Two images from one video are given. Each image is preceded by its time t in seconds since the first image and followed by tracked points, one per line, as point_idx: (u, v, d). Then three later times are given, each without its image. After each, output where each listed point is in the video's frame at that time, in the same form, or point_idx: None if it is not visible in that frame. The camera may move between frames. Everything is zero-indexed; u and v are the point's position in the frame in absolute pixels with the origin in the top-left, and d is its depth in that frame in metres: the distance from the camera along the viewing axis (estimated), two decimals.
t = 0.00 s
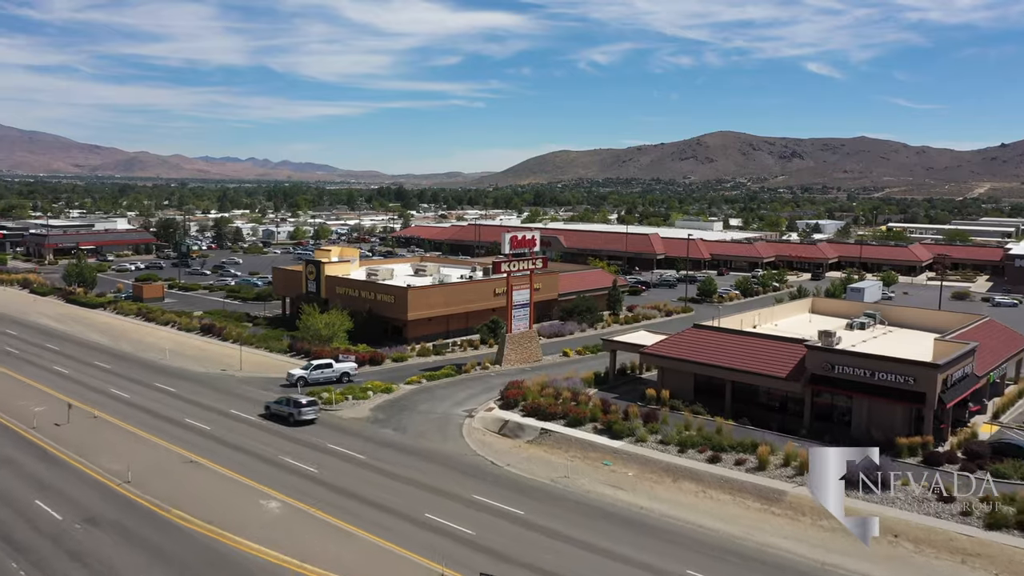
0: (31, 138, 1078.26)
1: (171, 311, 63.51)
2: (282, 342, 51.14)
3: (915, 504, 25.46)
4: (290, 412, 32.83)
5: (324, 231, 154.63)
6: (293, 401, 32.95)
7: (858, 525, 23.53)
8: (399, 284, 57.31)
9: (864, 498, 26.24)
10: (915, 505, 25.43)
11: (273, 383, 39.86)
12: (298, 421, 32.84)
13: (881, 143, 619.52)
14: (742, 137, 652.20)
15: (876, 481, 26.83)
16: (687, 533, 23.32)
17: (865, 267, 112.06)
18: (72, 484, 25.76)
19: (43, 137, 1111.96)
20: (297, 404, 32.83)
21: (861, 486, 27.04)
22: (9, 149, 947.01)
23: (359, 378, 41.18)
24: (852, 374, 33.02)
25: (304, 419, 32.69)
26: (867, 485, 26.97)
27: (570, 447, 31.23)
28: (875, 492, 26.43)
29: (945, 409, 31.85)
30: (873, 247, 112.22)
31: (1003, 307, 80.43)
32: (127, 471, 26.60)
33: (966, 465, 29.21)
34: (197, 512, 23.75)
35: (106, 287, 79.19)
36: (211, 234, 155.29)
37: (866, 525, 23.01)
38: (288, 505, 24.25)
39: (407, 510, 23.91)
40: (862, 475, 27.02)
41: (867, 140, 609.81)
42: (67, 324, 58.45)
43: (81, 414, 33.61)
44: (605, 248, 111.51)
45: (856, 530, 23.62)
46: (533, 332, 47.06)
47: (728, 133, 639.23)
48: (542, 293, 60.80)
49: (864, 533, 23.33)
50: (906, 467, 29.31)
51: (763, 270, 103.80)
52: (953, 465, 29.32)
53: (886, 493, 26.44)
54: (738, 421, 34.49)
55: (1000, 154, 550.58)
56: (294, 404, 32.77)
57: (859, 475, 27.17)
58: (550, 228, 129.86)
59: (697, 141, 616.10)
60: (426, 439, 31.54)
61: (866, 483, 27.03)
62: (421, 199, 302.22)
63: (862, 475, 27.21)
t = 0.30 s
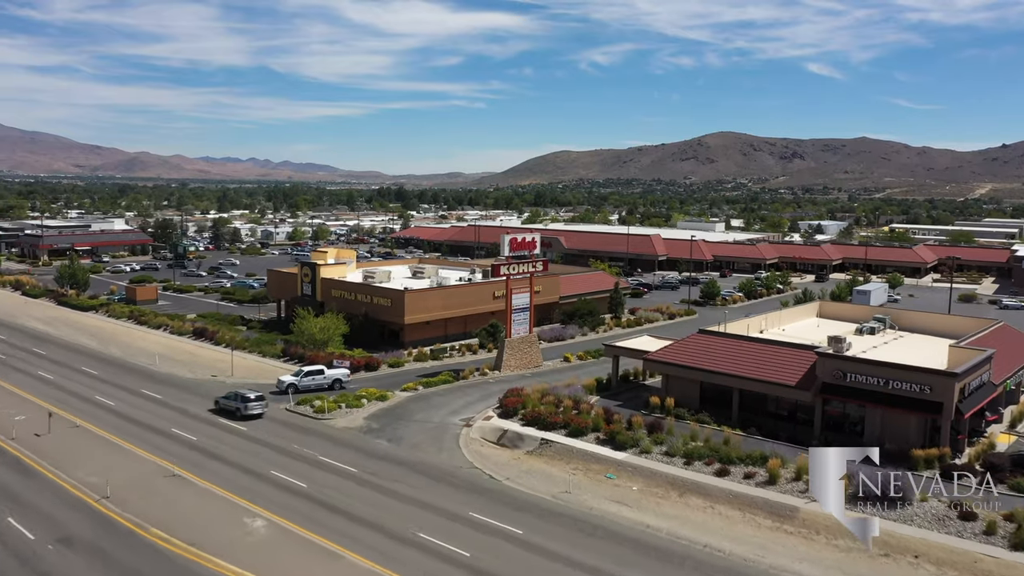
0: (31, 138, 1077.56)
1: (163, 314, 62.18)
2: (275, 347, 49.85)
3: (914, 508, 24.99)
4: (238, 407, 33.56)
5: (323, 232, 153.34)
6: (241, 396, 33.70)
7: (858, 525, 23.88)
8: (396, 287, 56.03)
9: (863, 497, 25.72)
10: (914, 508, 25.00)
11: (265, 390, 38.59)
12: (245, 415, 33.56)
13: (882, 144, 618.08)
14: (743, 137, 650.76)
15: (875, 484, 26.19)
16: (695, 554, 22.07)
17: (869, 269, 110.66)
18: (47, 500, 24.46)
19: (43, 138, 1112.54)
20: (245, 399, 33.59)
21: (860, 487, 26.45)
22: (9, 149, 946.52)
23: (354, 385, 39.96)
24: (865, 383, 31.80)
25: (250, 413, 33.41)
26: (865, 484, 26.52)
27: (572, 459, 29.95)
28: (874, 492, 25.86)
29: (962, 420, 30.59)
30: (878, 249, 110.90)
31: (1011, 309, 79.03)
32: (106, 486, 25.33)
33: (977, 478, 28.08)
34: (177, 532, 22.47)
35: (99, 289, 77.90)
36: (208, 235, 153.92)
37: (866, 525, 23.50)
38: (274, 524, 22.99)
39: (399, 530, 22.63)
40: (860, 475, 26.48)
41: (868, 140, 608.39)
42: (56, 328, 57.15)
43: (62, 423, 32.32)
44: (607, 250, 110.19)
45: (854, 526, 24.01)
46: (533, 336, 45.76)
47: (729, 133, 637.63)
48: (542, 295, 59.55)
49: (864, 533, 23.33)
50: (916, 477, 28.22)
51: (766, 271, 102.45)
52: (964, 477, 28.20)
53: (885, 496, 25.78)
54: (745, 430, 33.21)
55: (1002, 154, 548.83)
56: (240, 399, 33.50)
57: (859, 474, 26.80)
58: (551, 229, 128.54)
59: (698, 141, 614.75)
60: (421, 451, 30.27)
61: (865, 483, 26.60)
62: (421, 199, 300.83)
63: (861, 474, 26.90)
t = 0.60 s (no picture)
0: (31, 139, 1077.05)
1: (156, 318, 60.83)
2: (269, 352, 48.49)
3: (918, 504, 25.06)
4: (188, 403, 34.26)
5: (322, 234, 152.06)
6: (191, 391, 34.35)
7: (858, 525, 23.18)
8: (394, 290, 54.70)
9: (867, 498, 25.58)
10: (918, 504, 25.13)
11: (256, 398, 37.27)
12: (194, 411, 34.25)
13: (883, 145, 617.04)
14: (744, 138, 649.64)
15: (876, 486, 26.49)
16: None
17: (874, 271, 109.33)
18: (19, 518, 23.14)
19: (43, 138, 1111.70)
20: (196, 395, 34.28)
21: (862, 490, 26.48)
22: (9, 149, 945.94)
23: (348, 394, 38.65)
24: (879, 393, 30.55)
25: (200, 409, 34.12)
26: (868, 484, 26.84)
27: (573, 472, 28.64)
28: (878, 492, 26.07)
29: (980, 432, 29.27)
30: (882, 251, 109.68)
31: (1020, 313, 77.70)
32: (82, 503, 24.04)
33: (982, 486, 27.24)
34: (154, 554, 21.15)
35: (92, 291, 76.56)
36: (206, 236, 152.49)
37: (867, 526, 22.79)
38: (257, 545, 21.69)
39: (390, 552, 21.32)
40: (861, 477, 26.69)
41: (869, 141, 607.08)
42: (46, 332, 55.80)
43: (42, 434, 31.00)
44: (608, 252, 108.83)
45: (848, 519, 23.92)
46: (533, 342, 44.40)
47: (730, 134, 636.35)
48: (543, 299, 58.24)
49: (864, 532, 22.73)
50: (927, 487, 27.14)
51: (770, 273, 101.14)
52: (970, 485, 27.33)
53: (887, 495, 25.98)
54: (754, 442, 31.93)
55: (1003, 155, 547.63)
56: (191, 395, 34.20)
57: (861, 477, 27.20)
58: (552, 230, 127.14)
59: (699, 142, 613.41)
60: (415, 464, 28.93)
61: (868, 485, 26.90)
62: (421, 200, 299.45)
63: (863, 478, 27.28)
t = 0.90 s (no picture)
0: (32, 139, 1076.51)
1: (147, 322, 59.48)
2: (261, 357, 47.14)
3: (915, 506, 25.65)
4: (140, 398, 35.40)
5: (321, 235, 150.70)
6: (144, 387, 35.51)
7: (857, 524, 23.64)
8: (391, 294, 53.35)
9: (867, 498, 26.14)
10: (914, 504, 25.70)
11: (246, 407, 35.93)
12: (146, 406, 35.35)
13: (884, 146, 615.77)
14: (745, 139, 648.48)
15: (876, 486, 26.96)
16: None
17: (879, 273, 107.98)
18: None
19: (43, 138, 1110.76)
20: (147, 391, 35.37)
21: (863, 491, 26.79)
22: (9, 150, 945.24)
23: (341, 403, 37.36)
24: (895, 404, 29.25)
25: (152, 404, 35.21)
26: (866, 485, 27.34)
27: (575, 487, 27.31)
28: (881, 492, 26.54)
29: (1002, 445, 27.96)
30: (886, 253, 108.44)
31: None
32: (55, 523, 22.72)
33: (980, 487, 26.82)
34: None
35: (85, 294, 75.24)
36: (203, 237, 151.00)
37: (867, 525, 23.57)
38: (239, 569, 20.37)
39: None
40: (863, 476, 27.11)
41: (871, 142, 605.64)
42: (34, 337, 54.43)
43: (20, 446, 29.68)
44: (609, 253, 107.47)
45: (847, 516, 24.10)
46: (533, 348, 43.03)
47: (730, 135, 635.11)
48: (543, 302, 56.91)
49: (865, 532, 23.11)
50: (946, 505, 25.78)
51: (773, 276, 99.81)
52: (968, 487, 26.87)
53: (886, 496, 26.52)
54: (763, 454, 30.62)
55: (1004, 155, 546.22)
56: (143, 391, 35.36)
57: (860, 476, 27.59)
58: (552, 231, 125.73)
59: (700, 143, 611.97)
60: (408, 478, 27.63)
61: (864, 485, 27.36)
62: (421, 200, 297.95)
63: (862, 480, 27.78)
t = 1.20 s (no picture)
0: (32, 141, 1076.68)
1: (138, 326, 58.10)
2: (253, 363, 45.76)
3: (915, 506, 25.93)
4: (95, 395, 36.43)
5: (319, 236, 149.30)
6: (98, 384, 36.57)
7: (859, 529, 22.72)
8: (387, 298, 51.98)
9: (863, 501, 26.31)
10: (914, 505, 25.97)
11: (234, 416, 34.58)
12: (100, 403, 36.44)
13: (885, 147, 614.77)
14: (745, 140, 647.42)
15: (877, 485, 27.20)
16: None
17: (884, 275, 106.67)
18: None
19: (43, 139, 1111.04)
20: (102, 387, 36.38)
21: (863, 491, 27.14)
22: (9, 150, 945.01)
23: (335, 413, 36.00)
24: (912, 415, 27.95)
25: (106, 401, 36.29)
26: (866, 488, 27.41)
27: (577, 504, 25.97)
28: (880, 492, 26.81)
29: None
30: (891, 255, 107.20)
31: None
32: (23, 546, 21.36)
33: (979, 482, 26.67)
34: None
35: (76, 297, 73.83)
36: (201, 238, 149.66)
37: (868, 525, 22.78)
38: None
39: None
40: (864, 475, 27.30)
41: (871, 143, 605.00)
42: (21, 342, 53.06)
43: None
44: (610, 255, 106.15)
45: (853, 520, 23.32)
46: (533, 354, 41.61)
47: (731, 137, 634.11)
48: (543, 306, 55.56)
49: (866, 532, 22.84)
50: (969, 524, 24.43)
51: (777, 279, 98.50)
52: (968, 484, 26.77)
53: (887, 496, 26.80)
54: (773, 467, 29.32)
55: (1005, 157, 545.27)
56: (98, 388, 36.41)
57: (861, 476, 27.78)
58: (552, 233, 124.35)
59: (700, 144, 610.81)
60: (402, 494, 26.26)
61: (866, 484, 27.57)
62: (421, 202, 296.65)
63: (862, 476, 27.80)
